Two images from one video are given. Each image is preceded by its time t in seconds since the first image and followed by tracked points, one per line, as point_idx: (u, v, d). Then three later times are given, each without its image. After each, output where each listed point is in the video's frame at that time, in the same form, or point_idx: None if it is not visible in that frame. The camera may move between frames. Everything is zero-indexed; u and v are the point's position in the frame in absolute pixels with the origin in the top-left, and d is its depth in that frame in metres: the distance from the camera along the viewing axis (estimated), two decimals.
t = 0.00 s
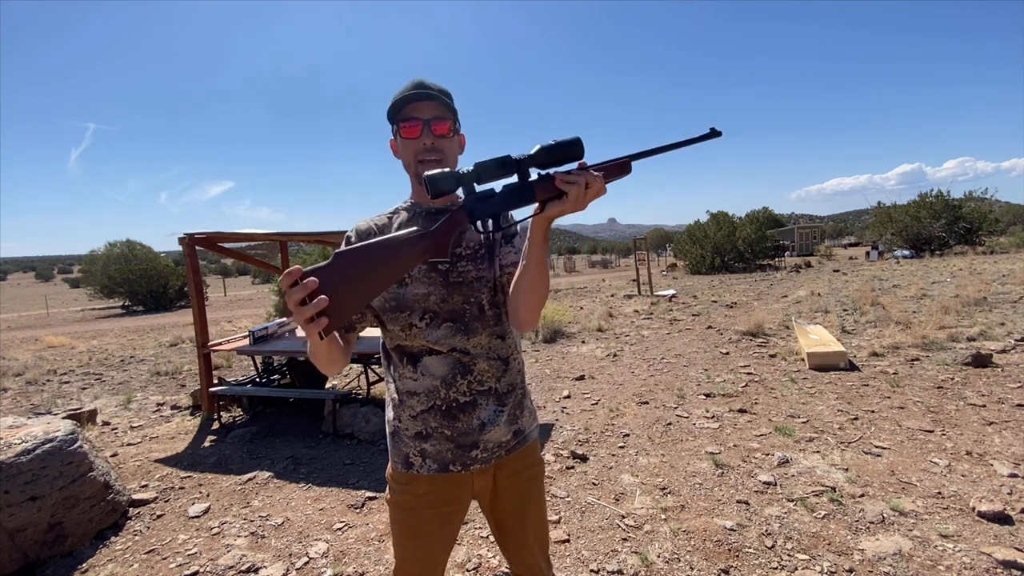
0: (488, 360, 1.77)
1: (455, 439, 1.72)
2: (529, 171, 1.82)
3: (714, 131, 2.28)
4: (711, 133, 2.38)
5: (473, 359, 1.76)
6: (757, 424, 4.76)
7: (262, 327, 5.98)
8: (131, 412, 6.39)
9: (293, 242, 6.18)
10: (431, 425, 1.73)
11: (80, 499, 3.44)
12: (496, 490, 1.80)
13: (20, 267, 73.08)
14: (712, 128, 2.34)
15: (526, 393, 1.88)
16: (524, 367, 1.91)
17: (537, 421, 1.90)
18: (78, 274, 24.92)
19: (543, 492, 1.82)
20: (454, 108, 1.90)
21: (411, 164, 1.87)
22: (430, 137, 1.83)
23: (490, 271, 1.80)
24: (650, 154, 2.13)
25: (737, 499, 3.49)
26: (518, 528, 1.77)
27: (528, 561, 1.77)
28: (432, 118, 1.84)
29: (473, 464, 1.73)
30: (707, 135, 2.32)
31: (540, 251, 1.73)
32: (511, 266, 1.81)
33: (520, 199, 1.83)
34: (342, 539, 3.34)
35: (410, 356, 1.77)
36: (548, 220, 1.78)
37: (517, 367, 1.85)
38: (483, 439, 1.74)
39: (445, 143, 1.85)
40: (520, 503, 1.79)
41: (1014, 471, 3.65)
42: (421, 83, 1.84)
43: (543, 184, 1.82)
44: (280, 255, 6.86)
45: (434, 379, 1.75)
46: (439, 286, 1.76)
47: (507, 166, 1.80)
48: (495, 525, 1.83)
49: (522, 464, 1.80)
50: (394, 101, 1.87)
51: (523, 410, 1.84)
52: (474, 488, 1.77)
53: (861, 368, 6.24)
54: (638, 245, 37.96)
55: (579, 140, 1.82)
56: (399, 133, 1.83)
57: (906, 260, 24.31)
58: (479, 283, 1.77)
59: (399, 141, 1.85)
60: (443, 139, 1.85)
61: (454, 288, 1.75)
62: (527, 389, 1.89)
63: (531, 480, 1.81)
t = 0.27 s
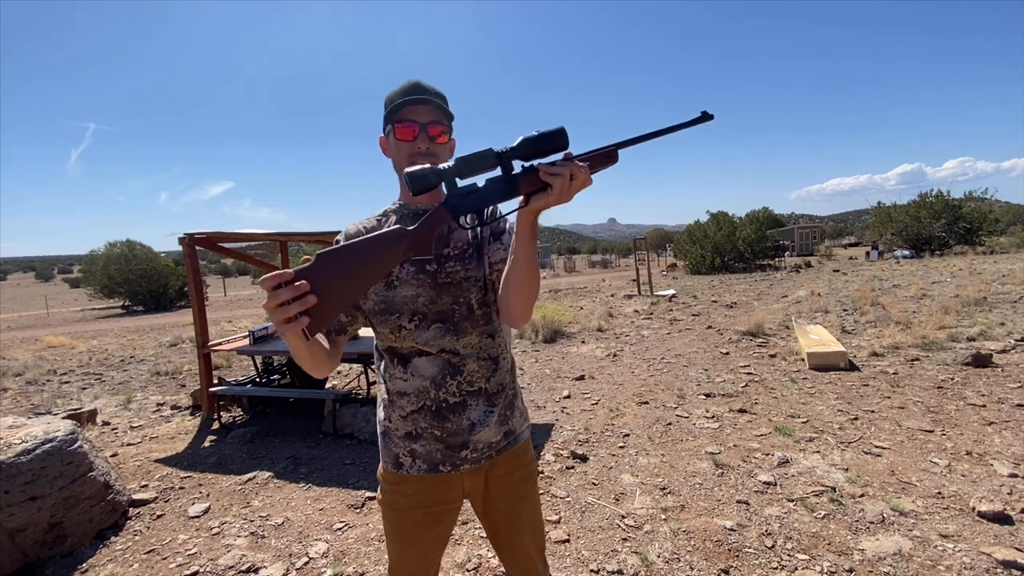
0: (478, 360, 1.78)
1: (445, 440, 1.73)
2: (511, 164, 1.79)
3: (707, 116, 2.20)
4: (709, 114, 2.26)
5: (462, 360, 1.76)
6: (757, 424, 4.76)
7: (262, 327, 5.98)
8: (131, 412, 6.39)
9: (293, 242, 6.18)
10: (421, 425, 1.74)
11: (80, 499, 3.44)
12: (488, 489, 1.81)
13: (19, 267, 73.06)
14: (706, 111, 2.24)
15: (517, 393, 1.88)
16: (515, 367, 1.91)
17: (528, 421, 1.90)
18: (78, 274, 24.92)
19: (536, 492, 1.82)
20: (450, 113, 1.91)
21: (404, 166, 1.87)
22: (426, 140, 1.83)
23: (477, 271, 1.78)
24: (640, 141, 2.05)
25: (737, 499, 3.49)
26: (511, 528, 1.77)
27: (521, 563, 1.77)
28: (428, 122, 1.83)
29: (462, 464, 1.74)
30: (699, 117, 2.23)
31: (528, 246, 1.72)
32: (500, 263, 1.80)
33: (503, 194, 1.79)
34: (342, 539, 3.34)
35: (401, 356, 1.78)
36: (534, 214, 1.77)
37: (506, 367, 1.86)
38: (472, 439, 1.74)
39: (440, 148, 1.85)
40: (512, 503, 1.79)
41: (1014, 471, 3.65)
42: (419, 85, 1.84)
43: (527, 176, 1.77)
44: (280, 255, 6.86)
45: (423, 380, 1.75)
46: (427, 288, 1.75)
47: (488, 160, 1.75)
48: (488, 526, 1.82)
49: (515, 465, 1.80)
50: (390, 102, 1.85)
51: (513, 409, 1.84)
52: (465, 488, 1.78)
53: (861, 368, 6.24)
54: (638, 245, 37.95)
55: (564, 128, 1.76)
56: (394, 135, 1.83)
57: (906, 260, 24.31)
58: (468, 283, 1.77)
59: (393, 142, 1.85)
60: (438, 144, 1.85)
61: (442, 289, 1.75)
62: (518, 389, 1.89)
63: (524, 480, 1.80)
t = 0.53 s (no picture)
0: (472, 360, 1.79)
1: (441, 440, 1.73)
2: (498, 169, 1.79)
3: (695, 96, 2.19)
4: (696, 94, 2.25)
5: (456, 359, 1.77)
6: (757, 424, 4.76)
7: (262, 327, 5.98)
8: (131, 412, 6.39)
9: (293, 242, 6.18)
10: (416, 426, 1.74)
11: (80, 499, 3.44)
12: (484, 490, 1.81)
13: (20, 267, 73.08)
14: (695, 91, 2.22)
15: (510, 393, 1.90)
16: (508, 367, 1.92)
17: (522, 421, 1.92)
18: (78, 274, 24.92)
19: (532, 493, 1.83)
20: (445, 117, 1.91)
21: (400, 170, 1.88)
22: (422, 145, 1.83)
23: (472, 271, 1.81)
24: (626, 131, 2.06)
25: (737, 499, 3.49)
26: (508, 529, 1.77)
27: (518, 564, 1.77)
28: (425, 126, 1.84)
29: (458, 465, 1.74)
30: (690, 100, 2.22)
31: (521, 247, 1.79)
32: (494, 263, 1.85)
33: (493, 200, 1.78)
34: (342, 539, 3.34)
35: (394, 356, 1.77)
36: (526, 216, 1.79)
37: (500, 367, 1.87)
38: (468, 439, 1.75)
39: (436, 152, 1.87)
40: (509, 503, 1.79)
41: (1014, 471, 3.65)
42: (415, 89, 1.83)
43: (514, 181, 1.76)
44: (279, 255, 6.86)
45: (417, 380, 1.75)
46: (421, 287, 1.75)
47: (475, 168, 1.75)
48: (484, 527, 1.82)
49: (510, 465, 1.81)
50: (385, 105, 1.83)
51: (508, 409, 1.85)
52: (461, 489, 1.78)
53: (861, 368, 6.24)
54: (638, 245, 37.92)
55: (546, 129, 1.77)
56: (390, 138, 1.81)
57: (906, 260, 24.31)
58: (462, 283, 1.79)
59: (388, 145, 1.84)
60: (434, 148, 1.86)
61: (436, 289, 1.76)
62: (511, 388, 1.91)
63: (520, 481, 1.81)
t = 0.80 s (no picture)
0: (471, 360, 1.79)
1: (441, 442, 1.73)
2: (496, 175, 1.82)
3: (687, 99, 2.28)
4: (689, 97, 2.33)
5: (456, 360, 1.77)
6: (757, 424, 4.76)
7: (262, 327, 5.98)
8: (131, 412, 6.39)
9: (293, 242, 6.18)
10: (416, 428, 1.73)
11: (80, 499, 3.44)
12: (483, 491, 1.81)
13: (19, 267, 73.10)
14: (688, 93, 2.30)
15: (510, 393, 1.90)
16: (507, 367, 1.93)
17: (521, 421, 1.92)
18: (78, 274, 24.93)
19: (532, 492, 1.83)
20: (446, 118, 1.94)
21: (403, 170, 1.86)
22: (427, 146, 1.84)
23: (472, 272, 1.81)
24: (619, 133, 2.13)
25: (737, 499, 3.49)
26: (507, 528, 1.77)
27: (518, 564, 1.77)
28: (430, 128, 1.85)
29: (458, 466, 1.73)
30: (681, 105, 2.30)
31: (518, 250, 1.82)
32: (493, 265, 1.88)
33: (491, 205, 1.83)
34: (342, 539, 3.34)
35: (392, 357, 1.76)
36: (523, 220, 1.83)
37: (499, 367, 1.88)
38: (468, 440, 1.74)
39: (439, 154, 1.88)
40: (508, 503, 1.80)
41: (1014, 471, 3.65)
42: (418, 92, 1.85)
43: (511, 186, 1.84)
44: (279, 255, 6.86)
45: (417, 381, 1.74)
46: (422, 286, 1.74)
47: (474, 172, 1.81)
48: (484, 528, 1.82)
49: (509, 465, 1.81)
50: (390, 106, 1.84)
51: (507, 408, 1.86)
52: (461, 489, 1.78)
53: (861, 369, 6.24)
54: (638, 245, 37.94)
55: (542, 133, 1.81)
56: (395, 139, 1.81)
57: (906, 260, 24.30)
58: (463, 283, 1.79)
59: (393, 146, 1.83)
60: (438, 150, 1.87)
61: (437, 288, 1.75)
62: (510, 389, 1.91)
63: (520, 480, 1.81)
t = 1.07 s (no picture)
0: (476, 360, 1.79)
1: (446, 442, 1.72)
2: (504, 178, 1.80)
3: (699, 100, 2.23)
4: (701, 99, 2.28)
5: (461, 360, 1.77)
6: (757, 424, 4.76)
7: (262, 327, 5.98)
8: (131, 412, 6.39)
9: (293, 242, 6.18)
10: (421, 428, 1.73)
11: (80, 499, 3.44)
12: (487, 491, 1.81)
13: (19, 267, 73.10)
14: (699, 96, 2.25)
15: (514, 393, 1.91)
16: (511, 367, 1.93)
17: (525, 421, 1.93)
18: (78, 274, 24.94)
19: (535, 492, 1.84)
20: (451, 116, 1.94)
21: (404, 165, 1.86)
22: (427, 140, 1.83)
23: (477, 273, 1.82)
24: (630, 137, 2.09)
25: (737, 499, 3.49)
26: (511, 528, 1.77)
27: (521, 564, 1.76)
28: (431, 122, 1.85)
29: (463, 467, 1.73)
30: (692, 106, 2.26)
31: (525, 252, 1.82)
32: (499, 266, 1.88)
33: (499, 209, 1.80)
34: (342, 539, 3.34)
35: (397, 358, 1.76)
36: (531, 223, 1.83)
37: (504, 368, 1.88)
38: (473, 440, 1.74)
39: (440, 148, 1.86)
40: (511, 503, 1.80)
41: (1014, 471, 3.65)
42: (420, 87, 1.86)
43: (521, 189, 1.80)
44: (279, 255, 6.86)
45: (422, 381, 1.74)
46: (428, 286, 1.75)
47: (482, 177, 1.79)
48: (487, 528, 1.82)
49: (513, 465, 1.82)
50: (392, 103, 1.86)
51: (511, 408, 1.86)
52: (464, 490, 1.78)
53: (861, 369, 6.24)
54: (638, 245, 37.94)
55: (552, 137, 1.78)
56: (396, 133, 1.82)
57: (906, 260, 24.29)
58: (467, 283, 1.79)
59: (394, 141, 1.84)
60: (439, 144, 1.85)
61: (442, 288, 1.75)
62: (514, 389, 1.92)
63: (523, 480, 1.82)
